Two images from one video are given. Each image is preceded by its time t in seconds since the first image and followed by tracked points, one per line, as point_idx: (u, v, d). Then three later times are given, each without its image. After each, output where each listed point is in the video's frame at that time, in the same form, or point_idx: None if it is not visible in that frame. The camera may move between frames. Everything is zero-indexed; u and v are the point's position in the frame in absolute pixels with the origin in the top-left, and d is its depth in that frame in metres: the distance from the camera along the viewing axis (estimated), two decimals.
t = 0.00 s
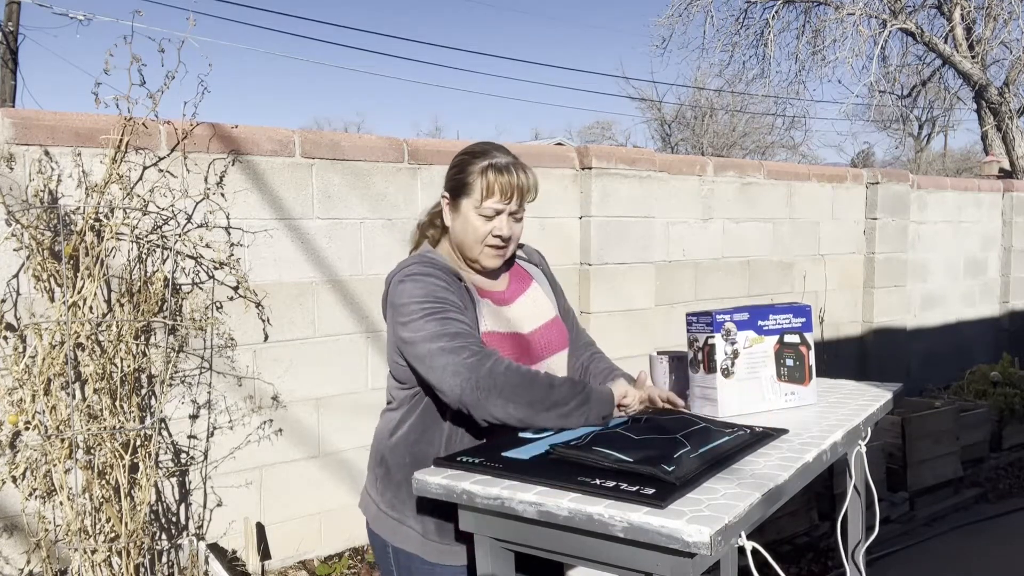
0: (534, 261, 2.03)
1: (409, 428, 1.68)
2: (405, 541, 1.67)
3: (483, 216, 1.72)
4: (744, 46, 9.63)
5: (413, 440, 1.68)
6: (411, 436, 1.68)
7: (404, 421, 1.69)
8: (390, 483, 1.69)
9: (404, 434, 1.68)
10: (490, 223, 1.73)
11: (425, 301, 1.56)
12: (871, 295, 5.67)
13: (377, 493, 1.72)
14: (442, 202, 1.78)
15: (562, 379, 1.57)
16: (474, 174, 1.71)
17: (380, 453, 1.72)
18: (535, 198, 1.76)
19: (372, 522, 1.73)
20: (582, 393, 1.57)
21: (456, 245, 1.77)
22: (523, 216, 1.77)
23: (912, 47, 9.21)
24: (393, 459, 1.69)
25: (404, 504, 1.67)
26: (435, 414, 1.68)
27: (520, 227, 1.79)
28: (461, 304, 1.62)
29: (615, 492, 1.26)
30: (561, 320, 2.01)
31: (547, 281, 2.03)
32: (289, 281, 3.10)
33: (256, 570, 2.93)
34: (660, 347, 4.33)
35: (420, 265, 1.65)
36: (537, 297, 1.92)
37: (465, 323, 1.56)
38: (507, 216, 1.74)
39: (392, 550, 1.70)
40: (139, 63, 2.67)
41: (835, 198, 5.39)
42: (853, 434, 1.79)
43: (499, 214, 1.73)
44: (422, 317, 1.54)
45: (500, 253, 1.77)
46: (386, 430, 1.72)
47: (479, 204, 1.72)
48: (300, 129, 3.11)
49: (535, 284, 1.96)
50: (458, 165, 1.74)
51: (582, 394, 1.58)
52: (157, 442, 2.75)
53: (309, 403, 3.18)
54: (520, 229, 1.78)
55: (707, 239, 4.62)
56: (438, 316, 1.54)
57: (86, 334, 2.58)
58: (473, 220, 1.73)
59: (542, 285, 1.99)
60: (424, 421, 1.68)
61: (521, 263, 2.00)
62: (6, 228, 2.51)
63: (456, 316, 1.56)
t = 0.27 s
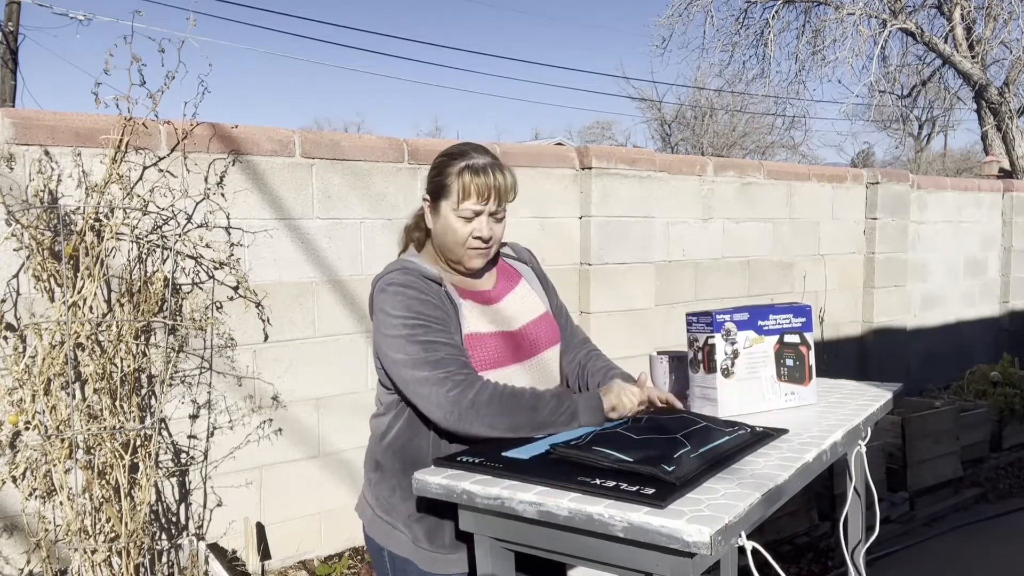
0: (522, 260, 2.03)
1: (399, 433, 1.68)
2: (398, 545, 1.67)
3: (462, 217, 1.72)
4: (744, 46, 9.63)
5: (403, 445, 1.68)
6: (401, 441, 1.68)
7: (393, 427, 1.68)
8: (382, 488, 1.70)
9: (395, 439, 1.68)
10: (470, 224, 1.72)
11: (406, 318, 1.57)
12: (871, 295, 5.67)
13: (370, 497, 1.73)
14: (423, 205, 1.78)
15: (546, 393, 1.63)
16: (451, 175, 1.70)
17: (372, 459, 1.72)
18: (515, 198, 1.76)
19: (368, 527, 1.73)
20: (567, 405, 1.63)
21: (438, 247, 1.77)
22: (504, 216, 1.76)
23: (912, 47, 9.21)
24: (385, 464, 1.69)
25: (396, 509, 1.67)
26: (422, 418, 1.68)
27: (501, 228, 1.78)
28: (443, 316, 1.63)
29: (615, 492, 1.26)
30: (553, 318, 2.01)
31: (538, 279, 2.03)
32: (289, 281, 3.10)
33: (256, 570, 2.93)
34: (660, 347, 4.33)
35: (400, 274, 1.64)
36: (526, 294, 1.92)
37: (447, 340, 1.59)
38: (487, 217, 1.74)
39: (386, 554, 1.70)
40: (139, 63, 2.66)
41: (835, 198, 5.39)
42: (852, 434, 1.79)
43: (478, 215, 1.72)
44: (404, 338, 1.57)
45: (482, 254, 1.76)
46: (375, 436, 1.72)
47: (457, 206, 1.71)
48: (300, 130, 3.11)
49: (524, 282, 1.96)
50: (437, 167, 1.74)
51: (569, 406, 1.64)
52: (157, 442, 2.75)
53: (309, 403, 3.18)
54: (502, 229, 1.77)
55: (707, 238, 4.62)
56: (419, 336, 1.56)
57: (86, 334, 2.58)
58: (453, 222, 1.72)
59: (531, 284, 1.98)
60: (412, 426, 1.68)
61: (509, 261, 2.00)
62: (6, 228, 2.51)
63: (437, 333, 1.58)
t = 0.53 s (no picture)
0: (522, 260, 2.03)
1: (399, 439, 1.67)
2: (397, 551, 1.66)
3: (456, 217, 1.72)
4: (744, 46, 9.63)
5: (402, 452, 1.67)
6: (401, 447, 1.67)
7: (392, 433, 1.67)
8: (381, 493, 1.70)
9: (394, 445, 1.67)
10: (464, 224, 1.72)
11: (370, 315, 1.58)
12: (871, 295, 5.67)
13: (369, 503, 1.73)
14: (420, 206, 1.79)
15: (472, 399, 1.49)
16: (445, 175, 1.71)
17: (372, 464, 1.73)
18: (509, 197, 1.75)
19: (366, 531, 1.73)
20: (495, 414, 1.47)
21: (434, 248, 1.77)
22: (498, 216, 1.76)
23: (912, 47, 9.21)
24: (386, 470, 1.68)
25: (395, 515, 1.66)
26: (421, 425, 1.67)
27: (497, 228, 1.77)
28: (411, 318, 1.60)
29: (615, 492, 1.26)
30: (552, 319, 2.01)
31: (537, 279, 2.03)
32: (289, 281, 3.10)
33: (256, 570, 2.93)
34: (660, 347, 4.33)
35: (389, 273, 1.65)
36: (525, 295, 1.93)
37: (400, 342, 1.55)
38: (481, 217, 1.73)
39: (384, 559, 1.70)
40: (139, 63, 2.65)
41: (835, 198, 5.39)
42: (852, 434, 1.79)
43: (472, 214, 1.72)
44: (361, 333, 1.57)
45: (478, 254, 1.75)
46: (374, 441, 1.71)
47: (452, 206, 1.71)
48: (300, 130, 3.11)
49: (522, 283, 1.96)
50: (432, 168, 1.75)
51: (496, 419, 1.47)
52: (157, 442, 2.75)
53: (309, 403, 3.18)
54: (496, 229, 1.76)
55: (707, 238, 4.62)
56: (372, 334, 1.55)
57: (86, 334, 2.58)
58: (448, 222, 1.72)
59: (530, 285, 1.98)
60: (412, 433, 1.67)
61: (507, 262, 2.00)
62: (6, 228, 2.51)
63: (393, 334, 1.55)
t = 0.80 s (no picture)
0: (524, 261, 2.02)
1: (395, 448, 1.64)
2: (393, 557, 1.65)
3: (462, 217, 1.71)
4: (744, 46, 9.62)
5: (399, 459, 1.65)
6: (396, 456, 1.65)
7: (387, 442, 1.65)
8: (377, 497, 1.68)
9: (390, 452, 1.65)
10: (471, 224, 1.71)
11: (363, 310, 1.57)
12: (871, 295, 5.67)
13: (366, 508, 1.71)
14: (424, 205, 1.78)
15: (429, 404, 1.43)
16: (452, 174, 1.70)
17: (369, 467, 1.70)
18: (516, 197, 1.74)
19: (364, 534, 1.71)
20: (449, 422, 1.41)
21: (438, 248, 1.76)
22: (504, 216, 1.75)
23: (912, 47, 9.20)
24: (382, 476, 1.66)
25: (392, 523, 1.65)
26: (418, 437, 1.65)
27: (502, 228, 1.77)
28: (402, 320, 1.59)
29: (614, 492, 1.26)
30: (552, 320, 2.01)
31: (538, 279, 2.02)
32: (289, 281, 3.10)
33: (256, 570, 2.93)
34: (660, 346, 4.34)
35: (393, 274, 1.66)
36: (526, 296, 1.93)
37: (382, 340, 1.53)
38: (487, 217, 1.73)
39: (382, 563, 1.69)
40: (139, 63, 2.65)
41: (835, 198, 5.39)
42: (852, 434, 1.79)
43: (478, 214, 1.71)
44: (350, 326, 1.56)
45: (483, 255, 1.74)
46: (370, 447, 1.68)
47: (458, 205, 1.71)
48: (300, 130, 3.11)
49: (524, 285, 1.96)
50: (438, 167, 1.74)
51: (445, 430, 1.41)
52: (157, 442, 2.75)
53: (309, 403, 3.18)
54: (502, 229, 1.76)
55: (707, 239, 4.62)
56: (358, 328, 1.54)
57: (86, 334, 2.58)
58: (453, 222, 1.72)
59: (531, 286, 1.98)
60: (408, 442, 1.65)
61: (509, 263, 2.00)
62: (6, 228, 2.51)
63: (378, 332, 1.54)
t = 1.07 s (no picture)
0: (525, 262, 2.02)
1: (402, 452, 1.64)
2: (393, 564, 1.65)
3: (476, 218, 1.70)
4: (744, 46, 9.62)
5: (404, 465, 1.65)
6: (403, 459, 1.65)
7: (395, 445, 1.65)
8: (377, 505, 1.68)
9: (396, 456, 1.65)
10: (484, 225, 1.70)
11: (388, 312, 1.54)
12: (871, 295, 5.67)
13: (366, 515, 1.70)
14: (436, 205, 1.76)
15: (469, 408, 1.37)
16: (467, 174, 1.68)
17: (371, 473, 1.70)
18: (530, 200, 1.74)
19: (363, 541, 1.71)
20: (491, 427, 1.35)
21: (450, 249, 1.74)
22: (518, 218, 1.75)
23: (912, 47, 9.21)
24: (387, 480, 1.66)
25: (394, 527, 1.65)
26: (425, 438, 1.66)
27: (514, 230, 1.76)
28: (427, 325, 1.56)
29: (614, 492, 1.26)
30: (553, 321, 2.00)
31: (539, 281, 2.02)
32: (289, 281, 3.10)
33: (256, 570, 2.93)
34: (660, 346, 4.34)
35: (414, 276, 1.63)
36: (529, 299, 1.93)
37: (410, 342, 1.49)
38: (501, 219, 1.72)
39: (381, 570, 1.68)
40: (139, 63, 2.65)
41: (835, 197, 5.39)
42: (853, 434, 1.79)
43: (492, 216, 1.70)
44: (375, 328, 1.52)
45: (495, 257, 1.73)
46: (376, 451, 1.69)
47: (472, 206, 1.69)
48: (300, 130, 3.11)
49: (527, 286, 1.96)
50: (452, 166, 1.72)
51: (487, 435, 1.34)
52: (157, 442, 2.75)
53: (309, 403, 3.18)
54: (515, 231, 1.75)
55: (707, 239, 4.62)
56: (386, 329, 1.50)
57: (86, 334, 2.58)
58: (467, 222, 1.70)
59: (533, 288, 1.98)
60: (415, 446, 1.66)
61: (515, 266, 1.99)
62: (6, 228, 2.51)
63: (406, 333, 1.50)
